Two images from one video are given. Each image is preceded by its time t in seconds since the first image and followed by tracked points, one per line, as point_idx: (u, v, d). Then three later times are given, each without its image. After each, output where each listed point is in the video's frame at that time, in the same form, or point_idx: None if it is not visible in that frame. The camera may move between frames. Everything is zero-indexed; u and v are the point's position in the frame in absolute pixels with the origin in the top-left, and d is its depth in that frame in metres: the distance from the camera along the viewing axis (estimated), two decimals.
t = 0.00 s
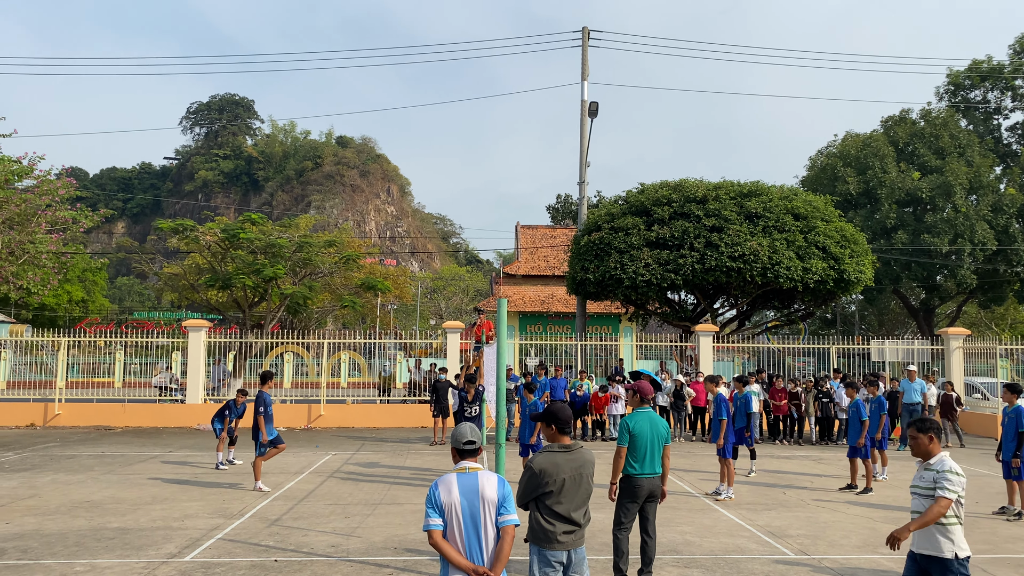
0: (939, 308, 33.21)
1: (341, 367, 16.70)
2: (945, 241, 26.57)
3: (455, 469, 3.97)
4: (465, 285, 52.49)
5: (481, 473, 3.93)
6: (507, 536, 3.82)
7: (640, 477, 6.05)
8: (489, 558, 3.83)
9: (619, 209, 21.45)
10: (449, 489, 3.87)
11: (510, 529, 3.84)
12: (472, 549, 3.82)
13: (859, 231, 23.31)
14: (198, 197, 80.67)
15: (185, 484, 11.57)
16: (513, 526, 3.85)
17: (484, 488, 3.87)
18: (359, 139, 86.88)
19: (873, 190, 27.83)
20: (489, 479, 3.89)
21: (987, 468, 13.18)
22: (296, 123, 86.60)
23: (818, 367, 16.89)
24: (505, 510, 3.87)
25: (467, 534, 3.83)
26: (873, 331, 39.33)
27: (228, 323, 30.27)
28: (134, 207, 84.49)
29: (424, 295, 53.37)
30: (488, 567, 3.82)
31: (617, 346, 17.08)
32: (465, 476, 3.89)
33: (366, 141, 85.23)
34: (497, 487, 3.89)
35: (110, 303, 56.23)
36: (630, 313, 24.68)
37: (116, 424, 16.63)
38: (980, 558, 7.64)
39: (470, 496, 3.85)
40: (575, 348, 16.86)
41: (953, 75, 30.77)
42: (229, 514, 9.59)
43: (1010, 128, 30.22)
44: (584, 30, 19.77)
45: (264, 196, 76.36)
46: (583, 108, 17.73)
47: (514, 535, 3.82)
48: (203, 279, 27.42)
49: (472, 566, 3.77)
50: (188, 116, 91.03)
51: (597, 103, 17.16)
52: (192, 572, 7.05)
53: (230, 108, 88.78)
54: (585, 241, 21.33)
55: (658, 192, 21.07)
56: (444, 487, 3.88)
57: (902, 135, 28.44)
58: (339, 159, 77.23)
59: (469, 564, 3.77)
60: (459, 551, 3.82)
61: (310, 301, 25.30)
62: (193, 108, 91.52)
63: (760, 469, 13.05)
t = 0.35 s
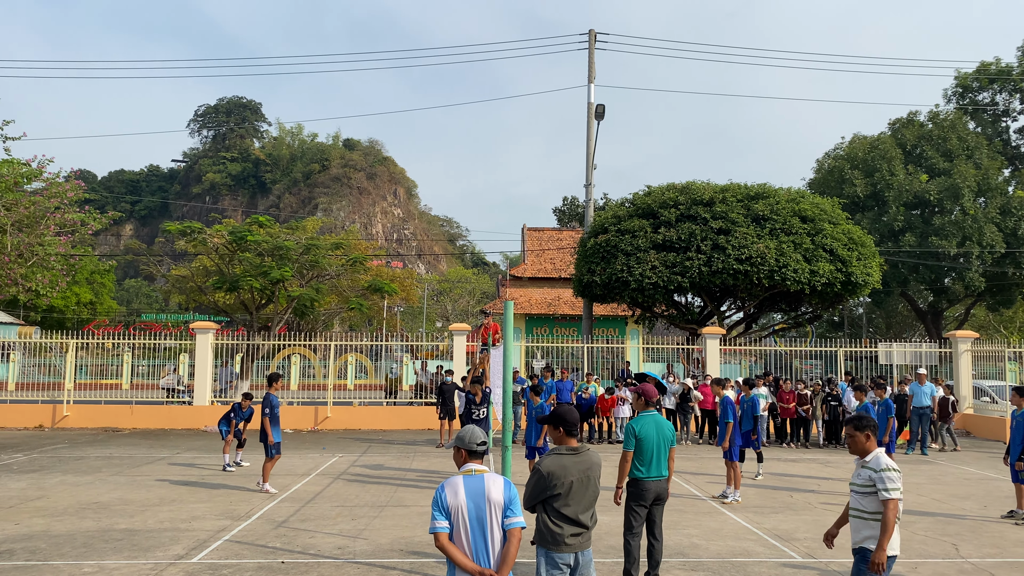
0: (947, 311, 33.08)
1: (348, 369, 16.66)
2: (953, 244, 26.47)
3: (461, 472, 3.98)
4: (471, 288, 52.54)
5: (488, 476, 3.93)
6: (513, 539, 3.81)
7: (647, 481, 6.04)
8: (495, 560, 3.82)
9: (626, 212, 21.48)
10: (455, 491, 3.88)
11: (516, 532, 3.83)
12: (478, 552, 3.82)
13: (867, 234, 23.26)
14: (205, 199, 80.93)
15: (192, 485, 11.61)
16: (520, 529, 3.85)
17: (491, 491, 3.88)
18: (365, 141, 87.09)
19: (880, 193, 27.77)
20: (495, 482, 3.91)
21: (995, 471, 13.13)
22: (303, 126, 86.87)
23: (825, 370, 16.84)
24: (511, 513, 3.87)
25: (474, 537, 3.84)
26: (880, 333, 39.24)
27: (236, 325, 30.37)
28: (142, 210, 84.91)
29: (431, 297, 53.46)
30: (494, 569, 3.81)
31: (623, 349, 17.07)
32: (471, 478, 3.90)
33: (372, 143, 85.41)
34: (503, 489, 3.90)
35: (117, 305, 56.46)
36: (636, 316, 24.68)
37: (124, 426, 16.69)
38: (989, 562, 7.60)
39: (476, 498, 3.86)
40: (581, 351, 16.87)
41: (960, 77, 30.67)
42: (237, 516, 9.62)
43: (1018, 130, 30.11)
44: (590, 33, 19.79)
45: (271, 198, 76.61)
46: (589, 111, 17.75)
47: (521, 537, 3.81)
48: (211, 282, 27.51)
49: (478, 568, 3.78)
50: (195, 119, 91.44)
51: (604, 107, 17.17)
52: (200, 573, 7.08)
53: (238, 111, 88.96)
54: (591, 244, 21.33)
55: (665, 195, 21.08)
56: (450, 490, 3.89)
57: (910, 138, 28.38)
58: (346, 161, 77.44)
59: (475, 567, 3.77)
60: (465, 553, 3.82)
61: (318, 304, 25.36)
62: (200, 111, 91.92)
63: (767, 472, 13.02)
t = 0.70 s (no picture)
0: (955, 312, 32.95)
1: (354, 370, 16.69)
2: (961, 245, 26.40)
3: (468, 473, 3.98)
4: (477, 289, 52.65)
5: (494, 477, 3.94)
6: (520, 539, 3.82)
7: (651, 483, 6.03)
8: (503, 561, 3.83)
9: (632, 213, 21.47)
10: (462, 493, 3.87)
11: (524, 532, 3.83)
12: (486, 553, 3.82)
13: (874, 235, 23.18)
14: (212, 201, 81.24)
15: (199, 487, 11.64)
16: (527, 529, 3.86)
17: (498, 492, 3.88)
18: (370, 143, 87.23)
19: (888, 194, 27.68)
20: (502, 483, 3.91)
21: (1004, 473, 13.07)
22: (308, 128, 87.07)
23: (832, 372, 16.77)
24: (518, 514, 3.87)
25: (481, 539, 3.83)
26: (888, 335, 39.12)
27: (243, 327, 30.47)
28: (149, 212, 85.27)
29: (437, 299, 53.52)
30: (502, 570, 3.81)
31: (629, 350, 17.05)
32: (478, 479, 3.90)
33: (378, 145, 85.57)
34: (510, 490, 3.91)
35: (124, 307, 56.71)
36: (643, 317, 24.65)
37: (132, 427, 16.77)
38: (997, 565, 7.56)
39: (484, 499, 3.86)
40: (587, 352, 16.87)
41: (968, 77, 30.56)
42: (244, 517, 9.64)
43: None
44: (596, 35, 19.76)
45: (277, 201, 76.85)
46: (595, 112, 17.74)
47: (529, 537, 3.82)
48: (218, 283, 27.59)
49: (487, 569, 3.77)
50: (202, 121, 91.78)
51: (609, 108, 17.16)
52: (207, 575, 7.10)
53: (244, 113, 89.12)
54: (597, 245, 21.32)
55: (671, 196, 21.06)
56: (457, 491, 3.88)
57: (917, 138, 28.26)
58: (352, 163, 77.59)
59: (484, 568, 3.77)
60: (473, 555, 3.81)
61: (324, 306, 25.45)
62: (207, 113, 92.28)
63: (774, 474, 12.98)
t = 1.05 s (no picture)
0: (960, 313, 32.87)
1: (359, 372, 16.75)
2: (966, 246, 26.38)
3: (473, 475, 3.99)
4: (482, 290, 52.76)
5: (500, 478, 3.95)
6: (527, 539, 3.83)
7: (644, 484, 6.03)
8: (509, 562, 3.83)
9: (636, 214, 21.45)
10: (468, 494, 3.88)
11: (529, 532, 3.85)
12: (493, 554, 3.83)
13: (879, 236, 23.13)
14: (216, 204, 81.47)
15: (205, 488, 11.66)
16: (532, 530, 3.86)
17: (503, 492, 3.89)
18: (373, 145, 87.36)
19: (893, 195, 27.61)
20: (507, 483, 3.93)
21: (1010, 474, 13.02)
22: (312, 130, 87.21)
23: (838, 373, 16.75)
24: (523, 514, 3.88)
25: (488, 540, 3.84)
26: (893, 336, 39.05)
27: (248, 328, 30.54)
28: (154, 214, 85.50)
29: (441, 300, 53.58)
30: (509, 570, 3.81)
31: (634, 351, 17.02)
32: (484, 480, 3.91)
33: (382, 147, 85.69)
34: (515, 491, 3.92)
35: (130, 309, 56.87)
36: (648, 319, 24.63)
37: (137, 429, 16.82)
38: (1003, 566, 7.54)
39: (490, 500, 3.86)
40: (592, 353, 16.86)
41: (973, 77, 30.51)
42: (249, 518, 9.66)
43: None
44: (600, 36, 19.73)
45: (282, 203, 77.01)
46: (599, 113, 17.75)
47: (534, 538, 3.83)
48: (223, 285, 27.65)
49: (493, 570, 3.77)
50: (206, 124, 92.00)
51: (614, 109, 17.16)
52: None
53: (249, 116, 89.22)
54: (602, 247, 21.31)
55: (675, 197, 21.04)
56: (463, 493, 3.88)
57: (922, 139, 28.22)
58: (356, 165, 77.73)
59: (490, 569, 3.77)
60: (479, 556, 3.82)
61: (328, 307, 25.51)
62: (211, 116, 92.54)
63: (779, 475, 12.94)
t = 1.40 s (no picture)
0: (963, 314, 32.82)
1: (362, 374, 16.87)
2: (969, 246, 26.39)
3: (476, 476, 3.99)
4: (484, 291, 52.73)
5: (503, 479, 3.96)
6: (530, 540, 3.82)
7: (630, 485, 6.08)
8: (513, 562, 3.82)
9: (638, 215, 21.44)
10: (471, 495, 3.87)
11: (533, 533, 3.84)
12: (496, 555, 3.82)
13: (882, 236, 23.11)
14: (219, 205, 81.54)
15: (207, 490, 11.67)
16: (536, 530, 3.85)
17: (506, 493, 3.88)
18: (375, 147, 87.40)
19: (895, 195, 27.57)
20: (510, 484, 3.91)
21: (1014, 475, 13.00)
22: (314, 132, 87.29)
23: (840, 373, 16.75)
24: (527, 515, 3.86)
25: (491, 541, 3.84)
26: (896, 336, 39.01)
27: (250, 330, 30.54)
28: (156, 216, 85.62)
29: (444, 301, 53.59)
30: (513, 571, 3.80)
31: (636, 352, 17.01)
32: (487, 482, 3.91)
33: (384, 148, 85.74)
34: (519, 491, 3.90)
35: (133, 311, 56.91)
36: (650, 320, 24.61)
37: (140, 431, 16.84)
38: (1007, 567, 7.53)
39: (493, 501, 3.86)
40: (594, 355, 16.85)
41: (975, 78, 30.49)
42: (252, 520, 9.66)
43: None
44: (601, 37, 19.64)
45: (284, 204, 77.07)
46: (601, 114, 17.74)
47: (537, 539, 3.82)
48: (226, 287, 27.67)
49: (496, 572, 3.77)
50: (208, 125, 92.16)
51: (616, 110, 17.16)
52: None
53: (251, 118, 89.17)
54: (604, 248, 21.31)
55: (677, 198, 21.02)
56: (467, 494, 3.88)
57: (925, 139, 28.20)
58: (358, 167, 77.78)
59: (493, 570, 3.78)
60: (482, 557, 3.82)
61: (330, 309, 25.55)
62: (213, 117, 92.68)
63: (782, 476, 12.92)
